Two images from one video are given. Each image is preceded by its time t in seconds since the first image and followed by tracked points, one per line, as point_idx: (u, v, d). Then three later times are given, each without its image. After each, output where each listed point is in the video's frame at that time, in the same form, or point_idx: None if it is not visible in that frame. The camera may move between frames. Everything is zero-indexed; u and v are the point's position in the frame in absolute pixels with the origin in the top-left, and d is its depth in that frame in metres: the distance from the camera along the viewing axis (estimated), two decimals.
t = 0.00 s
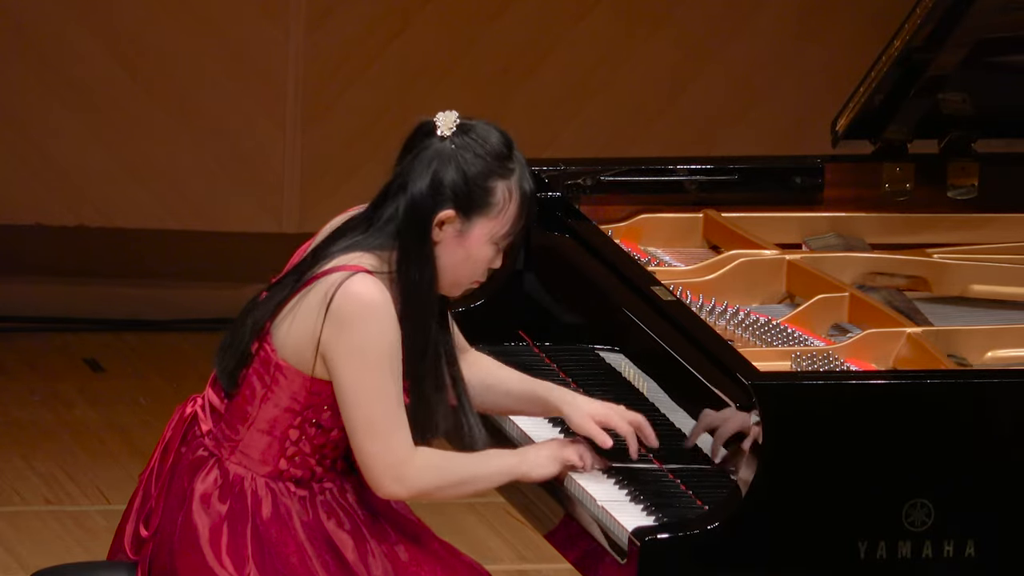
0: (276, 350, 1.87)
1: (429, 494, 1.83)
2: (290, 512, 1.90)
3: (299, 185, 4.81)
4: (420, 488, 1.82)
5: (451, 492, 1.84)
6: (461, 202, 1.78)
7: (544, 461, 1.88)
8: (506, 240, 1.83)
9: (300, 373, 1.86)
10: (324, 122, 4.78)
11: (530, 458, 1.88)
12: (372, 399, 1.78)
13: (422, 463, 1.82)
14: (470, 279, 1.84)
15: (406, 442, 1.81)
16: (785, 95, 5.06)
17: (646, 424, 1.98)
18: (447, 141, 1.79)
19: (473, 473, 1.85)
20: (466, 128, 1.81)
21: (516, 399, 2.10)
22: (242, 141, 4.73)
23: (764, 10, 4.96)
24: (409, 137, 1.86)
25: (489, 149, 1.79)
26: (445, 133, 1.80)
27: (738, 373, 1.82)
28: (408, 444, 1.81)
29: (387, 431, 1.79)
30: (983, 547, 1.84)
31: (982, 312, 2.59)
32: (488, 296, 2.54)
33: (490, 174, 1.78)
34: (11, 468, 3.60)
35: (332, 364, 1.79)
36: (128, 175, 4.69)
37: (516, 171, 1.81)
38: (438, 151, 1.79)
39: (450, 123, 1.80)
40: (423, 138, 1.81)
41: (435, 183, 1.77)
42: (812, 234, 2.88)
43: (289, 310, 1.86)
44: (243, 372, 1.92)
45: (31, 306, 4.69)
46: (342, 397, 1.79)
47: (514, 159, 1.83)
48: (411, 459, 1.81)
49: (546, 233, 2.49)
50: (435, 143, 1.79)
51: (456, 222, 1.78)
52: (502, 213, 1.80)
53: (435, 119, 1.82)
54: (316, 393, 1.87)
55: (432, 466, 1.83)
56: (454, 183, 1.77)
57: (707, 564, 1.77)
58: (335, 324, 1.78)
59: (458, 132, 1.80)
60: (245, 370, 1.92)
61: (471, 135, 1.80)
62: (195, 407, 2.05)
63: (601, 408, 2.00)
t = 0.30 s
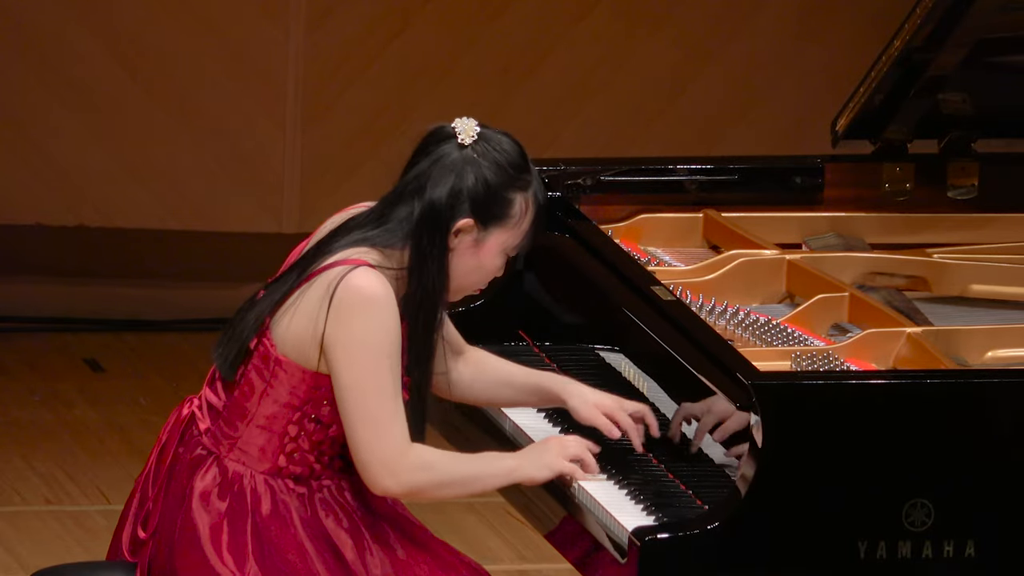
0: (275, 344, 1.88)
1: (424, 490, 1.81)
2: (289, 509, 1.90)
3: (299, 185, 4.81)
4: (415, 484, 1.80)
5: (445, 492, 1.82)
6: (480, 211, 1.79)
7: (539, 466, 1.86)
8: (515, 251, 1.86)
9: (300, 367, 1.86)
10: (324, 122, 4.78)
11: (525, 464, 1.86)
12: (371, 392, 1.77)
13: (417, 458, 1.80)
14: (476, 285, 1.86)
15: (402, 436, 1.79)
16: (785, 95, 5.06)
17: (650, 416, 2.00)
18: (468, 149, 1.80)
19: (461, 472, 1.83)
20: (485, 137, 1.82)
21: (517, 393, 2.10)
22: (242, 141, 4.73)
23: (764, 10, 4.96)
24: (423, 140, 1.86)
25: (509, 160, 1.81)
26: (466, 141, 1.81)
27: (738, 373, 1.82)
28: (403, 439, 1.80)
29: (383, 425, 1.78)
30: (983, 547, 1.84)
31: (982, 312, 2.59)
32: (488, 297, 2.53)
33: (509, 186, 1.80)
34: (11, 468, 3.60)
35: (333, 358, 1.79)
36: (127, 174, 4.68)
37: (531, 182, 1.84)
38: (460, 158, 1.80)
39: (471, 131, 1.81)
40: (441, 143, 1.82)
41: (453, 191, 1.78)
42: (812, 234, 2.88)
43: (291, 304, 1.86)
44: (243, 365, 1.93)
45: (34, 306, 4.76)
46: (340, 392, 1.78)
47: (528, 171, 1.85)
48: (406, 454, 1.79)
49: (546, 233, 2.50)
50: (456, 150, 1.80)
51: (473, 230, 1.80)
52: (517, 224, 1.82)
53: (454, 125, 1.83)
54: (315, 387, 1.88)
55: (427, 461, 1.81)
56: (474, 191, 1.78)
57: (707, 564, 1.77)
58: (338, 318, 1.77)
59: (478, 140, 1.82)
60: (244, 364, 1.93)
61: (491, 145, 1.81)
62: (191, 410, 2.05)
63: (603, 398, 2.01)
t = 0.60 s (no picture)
0: (288, 327, 1.87)
1: (486, 431, 1.83)
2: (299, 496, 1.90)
3: (299, 185, 4.81)
4: (477, 419, 1.82)
5: (510, 411, 1.85)
6: (500, 208, 1.81)
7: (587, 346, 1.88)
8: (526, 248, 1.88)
9: (314, 348, 1.86)
10: (324, 122, 4.78)
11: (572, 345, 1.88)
12: (412, 351, 1.78)
13: (469, 396, 1.82)
14: (490, 280, 1.87)
15: (450, 381, 1.80)
16: (784, 95, 5.06)
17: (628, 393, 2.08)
18: (485, 147, 1.82)
19: (525, 378, 1.85)
20: (499, 137, 1.84)
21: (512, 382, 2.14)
22: (242, 141, 4.73)
23: (764, 11, 4.96)
24: (434, 138, 1.86)
25: (524, 158, 1.83)
26: (482, 139, 1.82)
27: (737, 373, 1.82)
28: (450, 382, 1.80)
29: (429, 382, 1.79)
30: (983, 547, 1.84)
31: (982, 312, 2.59)
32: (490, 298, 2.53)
33: (527, 184, 1.82)
34: (11, 468, 3.59)
35: (368, 337, 1.79)
36: (127, 174, 4.68)
37: (544, 181, 1.86)
38: (478, 156, 1.81)
39: (485, 129, 1.83)
40: (456, 141, 1.83)
41: (472, 188, 1.80)
42: (812, 233, 2.88)
43: (303, 289, 1.85)
44: (249, 353, 1.90)
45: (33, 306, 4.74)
46: (379, 362, 1.79)
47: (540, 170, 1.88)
48: (457, 396, 1.80)
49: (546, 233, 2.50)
50: (473, 148, 1.81)
51: (493, 227, 1.82)
52: (533, 221, 1.85)
53: (468, 124, 1.84)
54: (328, 367, 1.87)
55: (484, 401, 1.83)
56: (494, 188, 1.80)
57: (706, 563, 1.77)
58: (360, 297, 1.78)
59: (493, 139, 1.83)
60: (252, 350, 1.90)
61: (506, 143, 1.83)
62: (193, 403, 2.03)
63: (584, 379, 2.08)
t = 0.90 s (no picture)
0: (310, 314, 1.87)
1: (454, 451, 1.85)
2: (318, 481, 1.90)
3: (299, 185, 4.81)
4: (445, 447, 1.83)
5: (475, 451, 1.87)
6: (499, 170, 1.81)
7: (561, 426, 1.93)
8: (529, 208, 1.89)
9: (337, 333, 1.86)
10: (324, 123, 4.78)
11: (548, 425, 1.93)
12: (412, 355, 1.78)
13: (451, 421, 1.83)
14: (499, 245, 1.88)
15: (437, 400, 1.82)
16: (785, 95, 5.06)
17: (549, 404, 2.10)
18: (473, 114, 1.82)
19: (495, 433, 1.88)
20: (485, 102, 1.84)
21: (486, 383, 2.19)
22: (242, 141, 4.73)
23: (765, 10, 4.96)
24: (422, 114, 1.86)
25: (514, 119, 1.83)
26: (469, 108, 1.82)
27: (738, 373, 1.82)
28: (437, 403, 1.82)
29: (421, 389, 1.80)
30: (983, 547, 1.84)
31: (981, 312, 2.59)
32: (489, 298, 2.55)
33: (521, 142, 1.82)
34: (11, 468, 3.60)
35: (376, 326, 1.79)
36: (127, 174, 4.69)
37: (537, 138, 1.86)
38: (469, 124, 1.81)
39: (472, 97, 1.83)
40: (445, 113, 1.83)
41: (470, 156, 1.80)
42: (812, 233, 2.88)
43: (316, 276, 1.86)
44: (270, 342, 1.89)
45: (34, 306, 4.68)
46: (378, 354, 1.79)
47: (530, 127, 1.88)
48: (440, 417, 1.82)
49: (547, 233, 2.49)
50: (462, 118, 1.81)
51: (494, 189, 1.82)
52: (532, 179, 1.85)
53: (452, 95, 1.83)
54: (349, 352, 1.88)
55: (459, 425, 1.84)
56: (491, 152, 1.80)
57: (706, 565, 1.76)
58: (380, 284, 1.78)
59: (481, 105, 1.83)
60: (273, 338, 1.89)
61: (494, 107, 1.83)
62: (204, 397, 2.01)
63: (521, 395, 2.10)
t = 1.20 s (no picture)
0: (312, 295, 1.84)
1: (427, 435, 1.82)
2: (330, 466, 1.88)
3: (299, 185, 4.81)
4: (417, 427, 1.80)
5: (449, 437, 1.85)
6: (471, 121, 1.81)
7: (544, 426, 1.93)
8: (507, 153, 1.89)
9: (343, 313, 1.84)
10: (324, 122, 4.78)
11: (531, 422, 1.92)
12: (401, 332, 1.76)
13: (426, 403, 1.80)
14: (486, 197, 1.87)
15: (414, 379, 1.78)
16: (784, 95, 5.06)
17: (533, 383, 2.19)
18: (431, 75, 1.81)
19: (471, 421, 1.86)
20: (441, 60, 1.83)
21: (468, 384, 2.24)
22: (242, 141, 4.74)
23: (765, 10, 4.96)
24: (381, 87, 1.85)
25: (475, 70, 1.83)
26: (426, 70, 1.81)
27: (738, 373, 1.82)
28: (415, 382, 1.78)
29: (407, 369, 1.77)
30: (984, 547, 1.84)
31: (982, 312, 2.59)
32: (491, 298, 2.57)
33: (486, 91, 1.82)
34: (11, 468, 3.60)
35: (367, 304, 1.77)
36: (127, 174, 4.69)
37: (501, 84, 1.86)
38: (430, 84, 1.80)
39: (426, 58, 1.82)
40: (405, 79, 1.81)
41: (441, 116, 1.79)
42: (811, 233, 2.88)
43: (313, 260, 1.84)
44: (272, 329, 1.87)
45: (33, 306, 4.66)
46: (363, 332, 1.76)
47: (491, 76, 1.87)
48: (415, 398, 1.79)
49: (546, 233, 2.48)
50: (422, 81, 1.80)
51: (470, 141, 1.82)
52: (504, 124, 1.85)
53: (408, 61, 1.82)
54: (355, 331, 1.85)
55: (436, 409, 1.81)
56: (460, 107, 1.80)
57: (706, 566, 1.76)
58: (375, 262, 1.76)
59: (436, 65, 1.82)
60: (276, 323, 1.87)
61: (452, 62, 1.83)
62: (212, 386, 1.99)
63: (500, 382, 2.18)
